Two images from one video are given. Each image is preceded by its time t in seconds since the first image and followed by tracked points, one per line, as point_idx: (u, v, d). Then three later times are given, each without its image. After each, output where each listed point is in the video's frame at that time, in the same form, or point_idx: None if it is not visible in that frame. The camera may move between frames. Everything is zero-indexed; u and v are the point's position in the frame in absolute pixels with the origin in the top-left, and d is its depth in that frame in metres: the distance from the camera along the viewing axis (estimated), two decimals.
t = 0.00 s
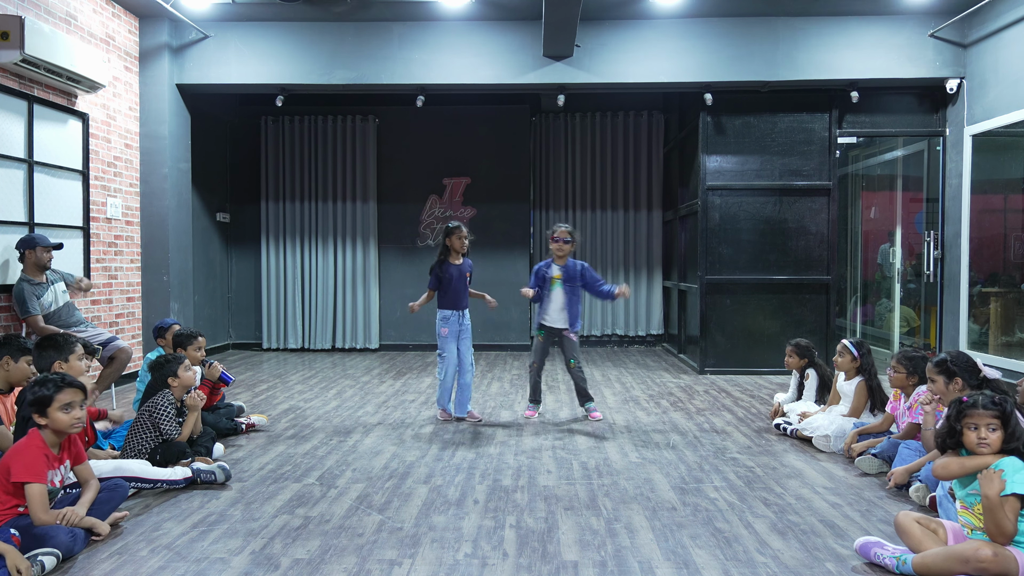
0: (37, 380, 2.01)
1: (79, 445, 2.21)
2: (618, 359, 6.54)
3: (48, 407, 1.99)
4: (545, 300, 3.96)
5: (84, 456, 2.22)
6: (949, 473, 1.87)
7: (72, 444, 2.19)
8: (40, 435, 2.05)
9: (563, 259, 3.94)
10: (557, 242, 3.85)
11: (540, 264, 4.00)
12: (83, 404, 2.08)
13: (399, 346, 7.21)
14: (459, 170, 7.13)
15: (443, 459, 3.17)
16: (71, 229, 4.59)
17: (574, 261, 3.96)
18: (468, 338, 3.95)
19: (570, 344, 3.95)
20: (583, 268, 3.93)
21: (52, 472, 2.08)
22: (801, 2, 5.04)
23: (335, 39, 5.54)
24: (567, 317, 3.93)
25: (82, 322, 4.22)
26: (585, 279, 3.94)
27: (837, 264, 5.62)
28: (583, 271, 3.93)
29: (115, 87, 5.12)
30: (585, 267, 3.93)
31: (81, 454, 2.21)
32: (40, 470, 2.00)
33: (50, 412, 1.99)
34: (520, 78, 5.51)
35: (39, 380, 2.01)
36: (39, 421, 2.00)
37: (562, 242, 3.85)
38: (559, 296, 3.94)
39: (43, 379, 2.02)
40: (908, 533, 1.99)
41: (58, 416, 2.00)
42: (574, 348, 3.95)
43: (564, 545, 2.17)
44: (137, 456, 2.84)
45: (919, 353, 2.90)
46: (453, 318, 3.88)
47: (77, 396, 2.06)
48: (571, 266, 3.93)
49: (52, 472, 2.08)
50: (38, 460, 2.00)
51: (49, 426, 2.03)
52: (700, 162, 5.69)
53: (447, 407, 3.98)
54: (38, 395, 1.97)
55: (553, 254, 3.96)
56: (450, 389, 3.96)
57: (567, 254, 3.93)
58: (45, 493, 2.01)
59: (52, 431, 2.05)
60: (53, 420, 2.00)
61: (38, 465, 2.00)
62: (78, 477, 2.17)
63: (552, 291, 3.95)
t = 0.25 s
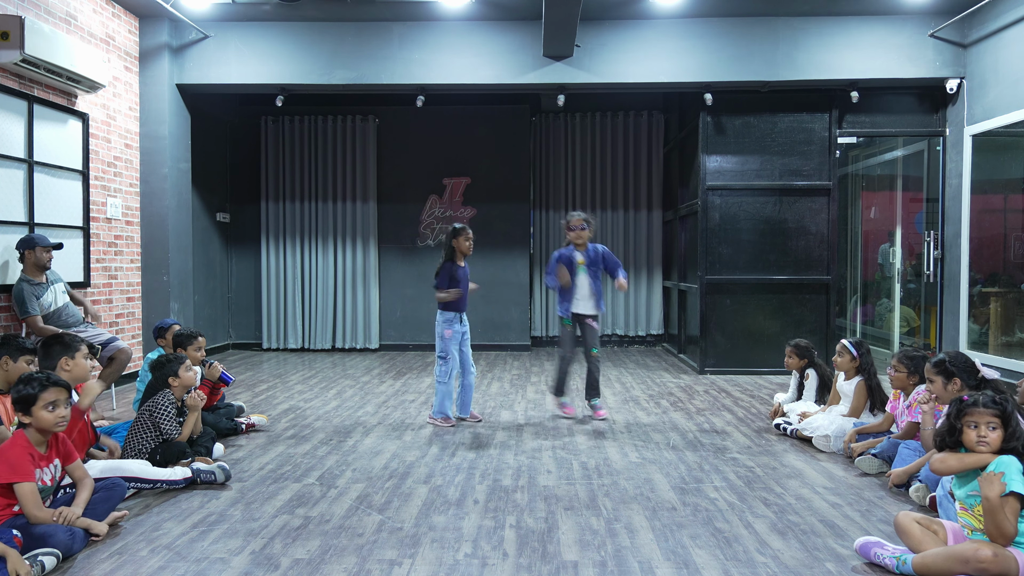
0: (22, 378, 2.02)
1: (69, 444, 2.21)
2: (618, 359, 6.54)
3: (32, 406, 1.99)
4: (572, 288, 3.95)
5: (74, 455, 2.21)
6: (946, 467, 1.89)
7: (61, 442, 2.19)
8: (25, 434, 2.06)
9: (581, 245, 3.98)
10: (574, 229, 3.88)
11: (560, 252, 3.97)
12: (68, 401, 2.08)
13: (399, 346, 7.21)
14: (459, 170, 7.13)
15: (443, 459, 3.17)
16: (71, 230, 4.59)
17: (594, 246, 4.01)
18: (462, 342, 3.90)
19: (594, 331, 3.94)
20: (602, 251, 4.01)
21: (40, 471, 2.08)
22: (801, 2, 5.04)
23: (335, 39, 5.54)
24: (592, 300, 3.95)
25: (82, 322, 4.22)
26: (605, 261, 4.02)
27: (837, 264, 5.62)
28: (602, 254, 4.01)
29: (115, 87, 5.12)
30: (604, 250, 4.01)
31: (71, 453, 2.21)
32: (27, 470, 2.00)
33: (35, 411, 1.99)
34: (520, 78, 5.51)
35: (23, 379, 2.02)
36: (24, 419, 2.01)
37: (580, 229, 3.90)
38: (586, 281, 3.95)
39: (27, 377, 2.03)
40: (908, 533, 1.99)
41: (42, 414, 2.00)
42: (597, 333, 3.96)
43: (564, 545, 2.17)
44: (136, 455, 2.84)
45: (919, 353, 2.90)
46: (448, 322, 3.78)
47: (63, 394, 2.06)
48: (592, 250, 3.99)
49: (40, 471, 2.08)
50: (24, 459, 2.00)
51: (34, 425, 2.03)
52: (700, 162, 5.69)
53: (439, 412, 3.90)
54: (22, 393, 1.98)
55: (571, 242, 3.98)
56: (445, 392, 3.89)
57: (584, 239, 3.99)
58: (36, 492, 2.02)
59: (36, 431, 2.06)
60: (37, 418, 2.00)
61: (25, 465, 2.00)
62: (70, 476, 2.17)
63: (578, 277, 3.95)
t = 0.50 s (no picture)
0: (13, 378, 2.01)
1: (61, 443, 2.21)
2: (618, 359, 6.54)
3: (22, 407, 1.99)
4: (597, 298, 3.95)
5: (67, 455, 2.21)
6: (946, 474, 1.88)
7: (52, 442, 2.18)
8: (15, 434, 2.05)
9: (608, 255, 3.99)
10: (597, 238, 3.90)
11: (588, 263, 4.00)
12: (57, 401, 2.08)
13: (399, 346, 7.21)
14: (459, 170, 7.13)
15: (443, 459, 3.17)
16: (71, 230, 4.59)
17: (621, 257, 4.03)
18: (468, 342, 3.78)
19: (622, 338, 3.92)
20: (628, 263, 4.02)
21: (32, 471, 2.07)
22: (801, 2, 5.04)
23: (335, 39, 5.54)
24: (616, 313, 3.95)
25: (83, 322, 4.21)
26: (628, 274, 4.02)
27: (837, 264, 5.62)
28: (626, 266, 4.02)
29: (115, 87, 5.12)
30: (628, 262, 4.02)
31: (63, 452, 2.20)
32: (19, 467, 1.98)
33: (24, 411, 1.99)
34: (520, 78, 5.51)
35: (15, 378, 2.01)
36: (14, 419, 2.00)
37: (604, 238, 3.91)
38: (611, 293, 3.94)
39: (19, 377, 2.02)
40: (908, 533, 1.99)
41: (33, 414, 2.00)
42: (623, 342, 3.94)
43: (564, 545, 2.17)
44: (137, 455, 2.84)
45: (919, 352, 2.89)
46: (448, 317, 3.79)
47: (53, 395, 2.06)
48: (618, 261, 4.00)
49: (32, 470, 2.06)
50: (15, 459, 1.97)
51: (23, 425, 2.02)
52: (700, 162, 5.69)
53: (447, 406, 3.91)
54: (13, 393, 1.97)
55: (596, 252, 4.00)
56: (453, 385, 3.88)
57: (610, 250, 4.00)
58: (30, 490, 2.00)
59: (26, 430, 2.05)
60: (27, 418, 2.00)
61: (16, 464, 1.98)
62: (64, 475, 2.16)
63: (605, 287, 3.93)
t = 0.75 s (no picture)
0: (11, 377, 2.01)
1: (56, 442, 2.21)
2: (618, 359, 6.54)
3: (20, 407, 1.98)
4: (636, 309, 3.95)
5: (62, 454, 2.21)
6: (948, 475, 1.87)
7: (47, 441, 2.18)
8: (11, 434, 2.04)
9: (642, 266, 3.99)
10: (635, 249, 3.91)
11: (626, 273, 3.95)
12: (54, 402, 2.08)
13: (399, 346, 7.21)
14: (459, 170, 7.13)
15: (443, 459, 3.17)
16: (71, 230, 4.59)
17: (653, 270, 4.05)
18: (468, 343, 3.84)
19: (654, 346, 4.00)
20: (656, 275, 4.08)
21: (30, 469, 2.07)
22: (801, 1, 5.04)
23: (335, 39, 5.54)
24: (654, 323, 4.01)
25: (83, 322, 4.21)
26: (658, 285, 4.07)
27: (837, 264, 5.62)
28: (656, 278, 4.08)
29: (115, 87, 5.12)
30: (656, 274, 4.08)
31: (59, 452, 2.21)
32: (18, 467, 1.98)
33: (22, 412, 1.99)
34: (520, 78, 5.51)
35: (13, 378, 2.01)
36: (11, 419, 2.00)
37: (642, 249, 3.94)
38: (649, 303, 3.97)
39: (17, 376, 2.02)
40: (908, 534, 1.99)
41: (30, 415, 2.00)
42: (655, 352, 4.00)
43: (564, 545, 2.17)
44: (136, 455, 2.84)
45: (919, 352, 2.90)
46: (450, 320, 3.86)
47: (50, 396, 2.06)
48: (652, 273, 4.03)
49: (29, 469, 2.06)
50: (12, 458, 1.97)
51: (20, 425, 2.02)
52: (700, 162, 5.69)
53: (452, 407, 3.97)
54: (11, 393, 1.97)
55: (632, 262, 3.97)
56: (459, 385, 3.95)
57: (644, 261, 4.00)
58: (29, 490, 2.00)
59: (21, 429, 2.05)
60: (24, 419, 2.00)
61: (13, 463, 1.97)
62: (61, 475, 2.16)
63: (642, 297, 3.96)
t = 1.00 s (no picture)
0: (14, 378, 2.02)
1: (60, 443, 2.22)
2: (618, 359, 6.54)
3: (24, 407, 1.99)
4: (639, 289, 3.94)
5: (65, 453, 2.22)
6: (945, 476, 1.88)
7: (50, 441, 2.18)
8: (15, 433, 2.05)
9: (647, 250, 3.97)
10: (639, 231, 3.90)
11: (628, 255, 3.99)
12: (59, 403, 2.08)
13: (399, 345, 7.21)
14: (459, 170, 7.13)
15: (443, 459, 3.17)
16: (71, 230, 4.59)
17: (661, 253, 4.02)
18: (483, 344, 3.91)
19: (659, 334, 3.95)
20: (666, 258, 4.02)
21: (33, 469, 2.08)
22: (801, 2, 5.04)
23: (335, 39, 5.54)
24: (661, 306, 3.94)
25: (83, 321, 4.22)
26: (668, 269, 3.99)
27: (837, 264, 5.62)
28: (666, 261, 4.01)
29: (115, 87, 5.12)
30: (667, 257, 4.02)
31: (62, 452, 2.22)
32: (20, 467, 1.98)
33: (26, 412, 1.99)
34: (520, 78, 5.51)
35: (16, 379, 2.01)
36: (14, 419, 2.00)
37: (646, 232, 3.90)
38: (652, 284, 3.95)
39: (21, 377, 2.02)
40: (908, 534, 1.99)
41: (33, 415, 2.00)
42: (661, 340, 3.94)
43: (563, 545, 2.17)
44: (137, 455, 2.85)
45: (919, 352, 2.90)
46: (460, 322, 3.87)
47: (55, 397, 2.06)
48: (658, 256, 3.99)
49: (32, 469, 2.07)
50: (15, 458, 1.98)
51: (23, 425, 2.03)
52: (700, 162, 5.69)
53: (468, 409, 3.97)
54: (14, 394, 1.97)
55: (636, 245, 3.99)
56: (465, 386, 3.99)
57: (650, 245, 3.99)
58: (30, 490, 2.01)
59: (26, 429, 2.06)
60: (28, 419, 2.00)
61: (16, 463, 1.98)
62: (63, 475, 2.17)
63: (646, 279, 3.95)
